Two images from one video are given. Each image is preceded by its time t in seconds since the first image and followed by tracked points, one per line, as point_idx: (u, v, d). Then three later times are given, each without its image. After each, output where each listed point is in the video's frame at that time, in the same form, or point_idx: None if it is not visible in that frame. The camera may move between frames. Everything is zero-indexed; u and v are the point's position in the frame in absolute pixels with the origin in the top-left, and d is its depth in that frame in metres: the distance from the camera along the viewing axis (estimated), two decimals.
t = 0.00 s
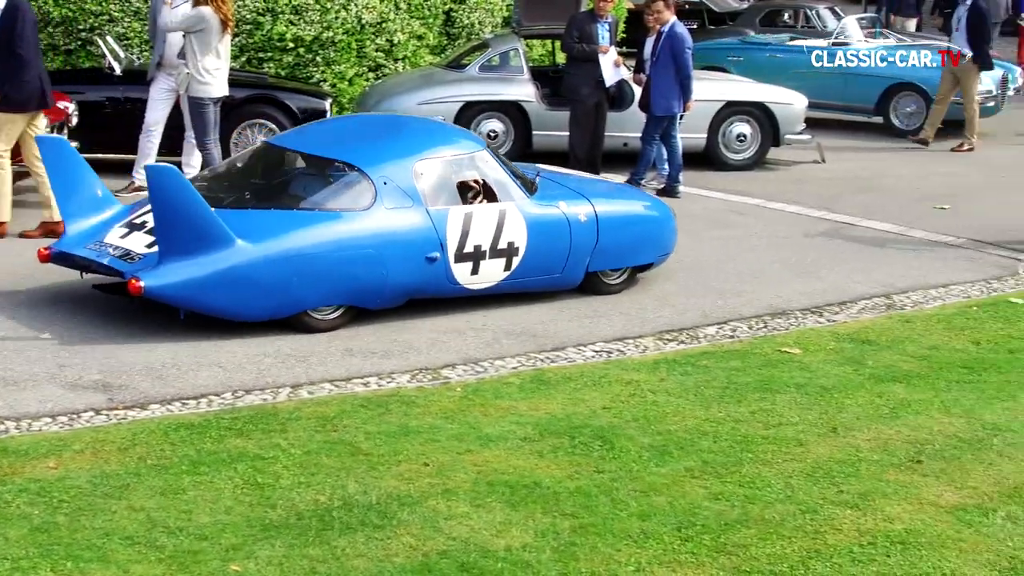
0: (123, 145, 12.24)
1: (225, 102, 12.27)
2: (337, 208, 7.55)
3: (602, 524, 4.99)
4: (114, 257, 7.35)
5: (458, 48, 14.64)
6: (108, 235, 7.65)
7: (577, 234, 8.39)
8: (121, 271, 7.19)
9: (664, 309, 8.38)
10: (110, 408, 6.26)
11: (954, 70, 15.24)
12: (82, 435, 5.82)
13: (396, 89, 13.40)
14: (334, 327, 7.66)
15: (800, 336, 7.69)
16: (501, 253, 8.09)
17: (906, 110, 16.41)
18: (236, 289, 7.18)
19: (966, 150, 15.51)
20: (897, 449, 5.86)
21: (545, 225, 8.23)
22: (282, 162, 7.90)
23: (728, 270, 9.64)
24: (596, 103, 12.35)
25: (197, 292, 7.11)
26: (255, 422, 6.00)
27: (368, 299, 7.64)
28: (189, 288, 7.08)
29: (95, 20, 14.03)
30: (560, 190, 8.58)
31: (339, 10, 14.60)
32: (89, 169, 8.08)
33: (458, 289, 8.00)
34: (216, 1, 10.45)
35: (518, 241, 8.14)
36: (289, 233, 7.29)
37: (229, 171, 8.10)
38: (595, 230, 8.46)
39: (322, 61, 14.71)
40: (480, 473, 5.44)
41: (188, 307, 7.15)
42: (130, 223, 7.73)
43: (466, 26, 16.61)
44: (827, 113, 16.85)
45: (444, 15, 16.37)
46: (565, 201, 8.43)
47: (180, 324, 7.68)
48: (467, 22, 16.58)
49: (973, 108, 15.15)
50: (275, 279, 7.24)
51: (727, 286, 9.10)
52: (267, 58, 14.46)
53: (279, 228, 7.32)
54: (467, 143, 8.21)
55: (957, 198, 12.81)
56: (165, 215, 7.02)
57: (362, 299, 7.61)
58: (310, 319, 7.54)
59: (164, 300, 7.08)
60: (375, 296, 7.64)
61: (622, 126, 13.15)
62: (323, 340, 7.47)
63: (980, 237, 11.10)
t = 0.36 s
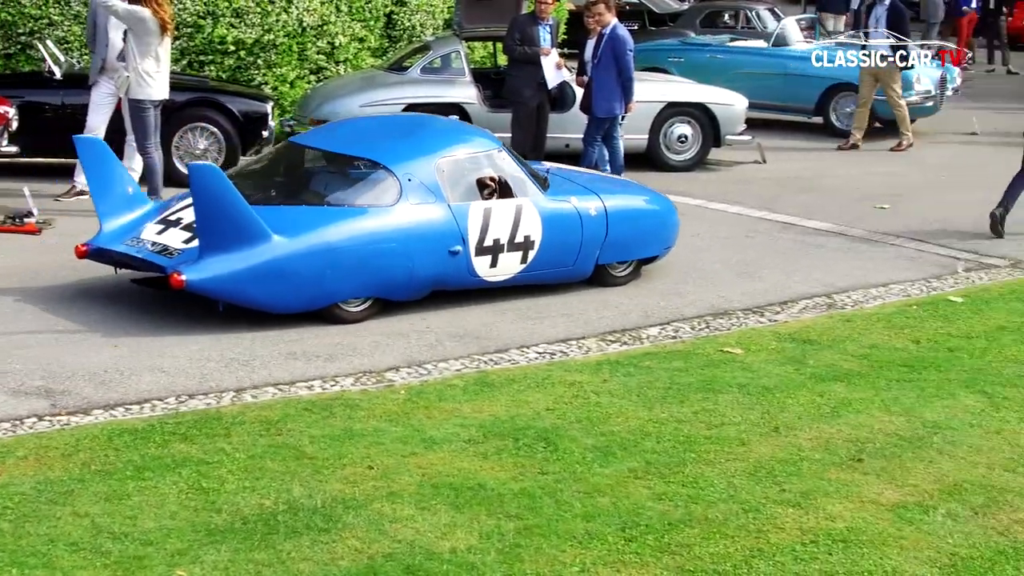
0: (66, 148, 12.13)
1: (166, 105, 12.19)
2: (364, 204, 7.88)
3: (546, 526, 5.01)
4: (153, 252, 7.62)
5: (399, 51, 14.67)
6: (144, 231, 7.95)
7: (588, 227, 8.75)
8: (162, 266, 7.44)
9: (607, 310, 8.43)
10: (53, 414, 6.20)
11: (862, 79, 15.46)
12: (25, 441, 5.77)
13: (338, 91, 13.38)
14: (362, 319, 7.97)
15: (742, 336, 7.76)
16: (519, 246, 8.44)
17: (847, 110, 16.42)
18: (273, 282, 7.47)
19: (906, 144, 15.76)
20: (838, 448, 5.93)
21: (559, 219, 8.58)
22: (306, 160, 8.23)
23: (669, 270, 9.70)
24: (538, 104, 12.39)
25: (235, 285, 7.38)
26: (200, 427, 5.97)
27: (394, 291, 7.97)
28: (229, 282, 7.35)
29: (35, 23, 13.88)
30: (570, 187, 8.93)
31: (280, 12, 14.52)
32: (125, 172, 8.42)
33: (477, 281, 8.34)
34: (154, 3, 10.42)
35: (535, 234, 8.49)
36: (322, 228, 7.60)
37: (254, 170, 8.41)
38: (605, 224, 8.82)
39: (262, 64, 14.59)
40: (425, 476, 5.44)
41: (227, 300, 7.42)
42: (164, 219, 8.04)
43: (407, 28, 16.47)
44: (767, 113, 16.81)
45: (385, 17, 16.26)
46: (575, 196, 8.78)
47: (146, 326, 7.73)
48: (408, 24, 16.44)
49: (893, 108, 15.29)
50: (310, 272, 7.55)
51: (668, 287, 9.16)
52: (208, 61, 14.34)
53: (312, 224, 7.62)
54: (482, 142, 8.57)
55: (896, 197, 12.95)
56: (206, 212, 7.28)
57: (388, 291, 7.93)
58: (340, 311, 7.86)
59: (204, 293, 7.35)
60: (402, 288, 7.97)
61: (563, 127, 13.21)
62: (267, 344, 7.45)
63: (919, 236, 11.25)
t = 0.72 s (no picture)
0: (9, 153, 12.01)
1: (108, 110, 12.01)
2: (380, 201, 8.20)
3: (491, 528, 5.04)
4: (179, 249, 7.89)
5: (342, 54, 14.66)
6: (167, 230, 8.21)
7: (590, 223, 9.13)
8: (189, 262, 7.71)
9: (552, 313, 8.47)
10: None
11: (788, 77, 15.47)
12: None
13: (281, 95, 13.34)
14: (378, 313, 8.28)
15: (686, 337, 7.84)
16: (526, 242, 8.80)
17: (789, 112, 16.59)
18: (296, 278, 7.76)
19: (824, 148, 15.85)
20: (781, 448, 6.00)
21: (563, 216, 8.96)
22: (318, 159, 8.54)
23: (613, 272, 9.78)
24: (481, 107, 12.43)
25: (260, 280, 7.67)
26: (145, 433, 5.94)
27: (407, 285, 8.28)
28: (254, 278, 7.64)
29: None
30: (571, 185, 9.32)
31: (222, 16, 14.47)
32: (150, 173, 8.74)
33: (485, 276, 8.68)
34: (96, 9, 10.32)
35: (540, 231, 8.86)
36: (342, 225, 7.91)
37: (267, 171, 8.72)
38: (605, 220, 9.21)
39: (205, 68, 14.58)
40: (370, 480, 5.45)
41: (252, 295, 7.71)
42: (186, 217, 8.29)
43: (350, 32, 16.21)
44: (710, 115, 16.92)
45: (328, 21, 16.00)
46: (577, 194, 9.16)
47: (91, 333, 7.68)
48: (352, 28, 16.19)
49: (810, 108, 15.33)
50: (330, 267, 7.85)
51: (612, 289, 9.24)
52: (149, 66, 14.25)
53: (332, 221, 7.92)
54: (488, 141, 8.92)
55: (838, 198, 13.10)
56: (234, 210, 7.55)
57: (403, 286, 8.24)
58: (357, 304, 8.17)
59: (230, 288, 7.63)
60: (415, 283, 8.29)
61: (507, 130, 13.23)
62: (213, 349, 7.42)
63: (861, 236, 11.39)
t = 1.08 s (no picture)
0: None
1: (55, 121, 11.92)
2: (391, 204, 8.49)
3: (442, 538, 5.06)
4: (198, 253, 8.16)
5: (291, 63, 14.63)
6: (185, 234, 8.50)
7: (589, 225, 9.45)
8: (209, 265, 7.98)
9: (501, 322, 8.50)
10: None
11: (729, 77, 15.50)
12: None
13: (230, 104, 13.33)
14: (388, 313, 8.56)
15: (635, 345, 7.89)
16: (529, 244, 9.12)
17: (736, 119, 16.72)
18: (313, 279, 8.05)
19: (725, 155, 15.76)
20: (730, 455, 6.06)
21: (563, 217, 9.26)
22: (327, 166, 8.85)
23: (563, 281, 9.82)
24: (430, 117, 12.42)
25: (278, 282, 7.95)
26: (95, 445, 5.91)
27: (417, 286, 8.58)
28: (273, 279, 7.92)
29: None
30: (570, 189, 9.63)
31: (170, 26, 14.42)
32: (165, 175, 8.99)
33: (491, 277, 8.99)
34: (42, 19, 10.26)
35: (542, 233, 9.18)
36: (357, 229, 8.21)
37: (277, 176, 9.03)
38: (604, 221, 9.53)
39: (153, 78, 14.52)
40: (322, 490, 5.45)
41: (273, 296, 7.99)
42: (203, 223, 8.58)
43: (299, 41, 16.18)
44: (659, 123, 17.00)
45: (277, 30, 15.99)
46: (576, 196, 9.48)
47: (39, 345, 7.62)
48: (301, 37, 16.16)
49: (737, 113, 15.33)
50: (347, 269, 8.15)
51: (562, 297, 9.28)
52: (98, 76, 14.20)
53: (348, 224, 8.21)
54: (491, 147, 9.23)
55: (786, 205, 13.23)
56: (254, 215, 7.84)
57: (414, 287, 8.54)
58: (370, 304, 8.46)
59: (251, 290, 7.90)
60: (426, 284, 8.58)
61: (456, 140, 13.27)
62: (163, 360, 7.39)
63: (808, 243, 11.50)
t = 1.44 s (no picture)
0: None
1: (11, 139, 11.84)
2: (406, 214, 8.76)
3: (400, 554, 5.06)
4: (222, 263, 8.42)
5: (247, 79, 14.60)
6: (208, 245, 8.76)
7: (593, 234, 9.77)
8: (235, 274, 8.24)
9: (459, 337, 8.51)
10: None
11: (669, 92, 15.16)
12: None
13: (186, 121, 13.30)
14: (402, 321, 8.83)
15: (592, 360, 7.93)
16: (537, 252, 9.42)
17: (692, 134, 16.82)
18: (336, 287, 8.32)
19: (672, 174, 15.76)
20: (687, 469, 6.10)
21: (569, 226, 9.58)
22: (340, 178, 9.13)
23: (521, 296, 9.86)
24: (386, 133, 12.43)
25: (302, 291, 8.22)
26: (51, 464, 5.87)
27: (433, 293, 8.87)
28: (298, 288, 8.19)
29: None
30: (573, 199, 9.96)
31: (125, 43, 14.35)
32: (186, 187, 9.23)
33: (502, 284, 9.28)
34: None
35: (550, 242, 9.48)
36: (377, 238, 8.49)
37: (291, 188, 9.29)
38: (607, 230, 9.85)
39: (108, 95, 14.48)
40: (280, 507, 5.45)
41: (297, 304, 8.27)
42: (225, 234, 8.82)
43: (255, 57, 16.14)
44: (616, 138, 17.08)
45: (232, 46, 15.96)
46: (579, 206, 9.80)
47: None
48: (256, 53, 16.11)
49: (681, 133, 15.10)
50: (368, 278, 8.43)
51: (520, 312, 9.31)
52: (52, 93, 14.12)
53: (368, 234, 8.50)
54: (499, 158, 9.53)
55: (742, 219, 13.33)
56: (280, 226, 8.12)
57: (430, 294, 8.83)
58: (388, 312, 8.74)
59: (276, 299, 8.17)
60: (442, 291, 8.88)
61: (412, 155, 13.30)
62: (119, 378, 7.34)
63: (764, 258, 11.59)
